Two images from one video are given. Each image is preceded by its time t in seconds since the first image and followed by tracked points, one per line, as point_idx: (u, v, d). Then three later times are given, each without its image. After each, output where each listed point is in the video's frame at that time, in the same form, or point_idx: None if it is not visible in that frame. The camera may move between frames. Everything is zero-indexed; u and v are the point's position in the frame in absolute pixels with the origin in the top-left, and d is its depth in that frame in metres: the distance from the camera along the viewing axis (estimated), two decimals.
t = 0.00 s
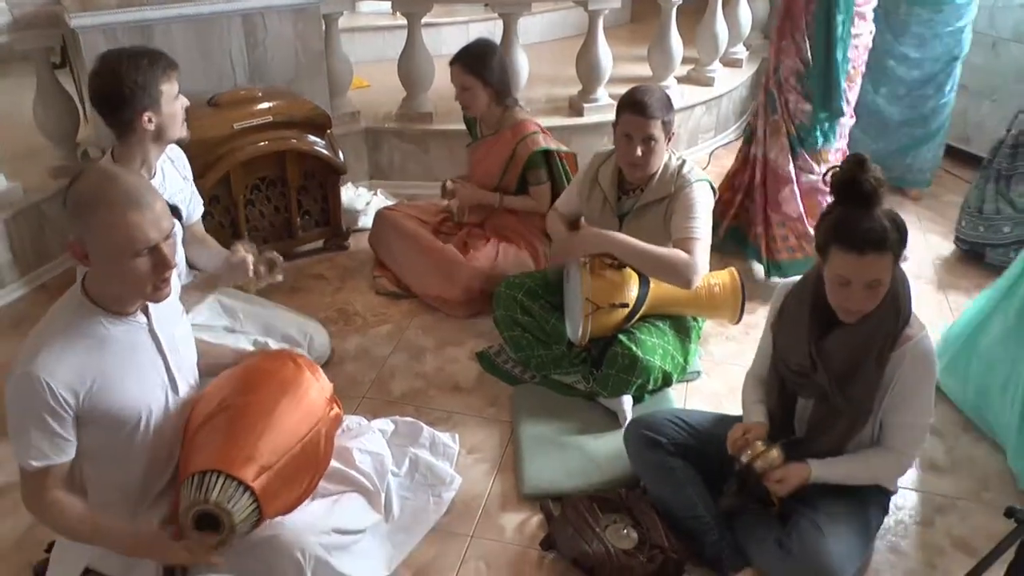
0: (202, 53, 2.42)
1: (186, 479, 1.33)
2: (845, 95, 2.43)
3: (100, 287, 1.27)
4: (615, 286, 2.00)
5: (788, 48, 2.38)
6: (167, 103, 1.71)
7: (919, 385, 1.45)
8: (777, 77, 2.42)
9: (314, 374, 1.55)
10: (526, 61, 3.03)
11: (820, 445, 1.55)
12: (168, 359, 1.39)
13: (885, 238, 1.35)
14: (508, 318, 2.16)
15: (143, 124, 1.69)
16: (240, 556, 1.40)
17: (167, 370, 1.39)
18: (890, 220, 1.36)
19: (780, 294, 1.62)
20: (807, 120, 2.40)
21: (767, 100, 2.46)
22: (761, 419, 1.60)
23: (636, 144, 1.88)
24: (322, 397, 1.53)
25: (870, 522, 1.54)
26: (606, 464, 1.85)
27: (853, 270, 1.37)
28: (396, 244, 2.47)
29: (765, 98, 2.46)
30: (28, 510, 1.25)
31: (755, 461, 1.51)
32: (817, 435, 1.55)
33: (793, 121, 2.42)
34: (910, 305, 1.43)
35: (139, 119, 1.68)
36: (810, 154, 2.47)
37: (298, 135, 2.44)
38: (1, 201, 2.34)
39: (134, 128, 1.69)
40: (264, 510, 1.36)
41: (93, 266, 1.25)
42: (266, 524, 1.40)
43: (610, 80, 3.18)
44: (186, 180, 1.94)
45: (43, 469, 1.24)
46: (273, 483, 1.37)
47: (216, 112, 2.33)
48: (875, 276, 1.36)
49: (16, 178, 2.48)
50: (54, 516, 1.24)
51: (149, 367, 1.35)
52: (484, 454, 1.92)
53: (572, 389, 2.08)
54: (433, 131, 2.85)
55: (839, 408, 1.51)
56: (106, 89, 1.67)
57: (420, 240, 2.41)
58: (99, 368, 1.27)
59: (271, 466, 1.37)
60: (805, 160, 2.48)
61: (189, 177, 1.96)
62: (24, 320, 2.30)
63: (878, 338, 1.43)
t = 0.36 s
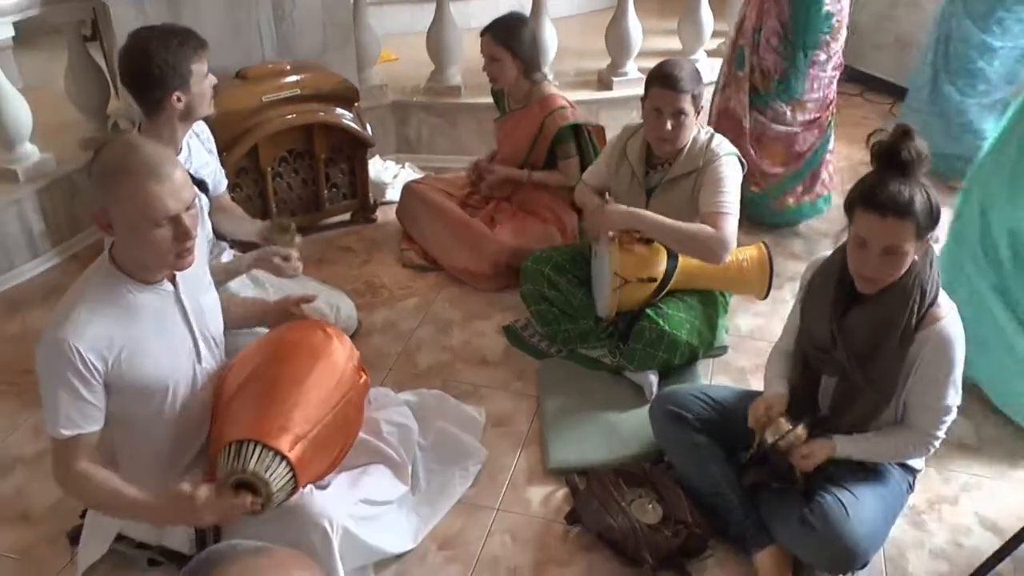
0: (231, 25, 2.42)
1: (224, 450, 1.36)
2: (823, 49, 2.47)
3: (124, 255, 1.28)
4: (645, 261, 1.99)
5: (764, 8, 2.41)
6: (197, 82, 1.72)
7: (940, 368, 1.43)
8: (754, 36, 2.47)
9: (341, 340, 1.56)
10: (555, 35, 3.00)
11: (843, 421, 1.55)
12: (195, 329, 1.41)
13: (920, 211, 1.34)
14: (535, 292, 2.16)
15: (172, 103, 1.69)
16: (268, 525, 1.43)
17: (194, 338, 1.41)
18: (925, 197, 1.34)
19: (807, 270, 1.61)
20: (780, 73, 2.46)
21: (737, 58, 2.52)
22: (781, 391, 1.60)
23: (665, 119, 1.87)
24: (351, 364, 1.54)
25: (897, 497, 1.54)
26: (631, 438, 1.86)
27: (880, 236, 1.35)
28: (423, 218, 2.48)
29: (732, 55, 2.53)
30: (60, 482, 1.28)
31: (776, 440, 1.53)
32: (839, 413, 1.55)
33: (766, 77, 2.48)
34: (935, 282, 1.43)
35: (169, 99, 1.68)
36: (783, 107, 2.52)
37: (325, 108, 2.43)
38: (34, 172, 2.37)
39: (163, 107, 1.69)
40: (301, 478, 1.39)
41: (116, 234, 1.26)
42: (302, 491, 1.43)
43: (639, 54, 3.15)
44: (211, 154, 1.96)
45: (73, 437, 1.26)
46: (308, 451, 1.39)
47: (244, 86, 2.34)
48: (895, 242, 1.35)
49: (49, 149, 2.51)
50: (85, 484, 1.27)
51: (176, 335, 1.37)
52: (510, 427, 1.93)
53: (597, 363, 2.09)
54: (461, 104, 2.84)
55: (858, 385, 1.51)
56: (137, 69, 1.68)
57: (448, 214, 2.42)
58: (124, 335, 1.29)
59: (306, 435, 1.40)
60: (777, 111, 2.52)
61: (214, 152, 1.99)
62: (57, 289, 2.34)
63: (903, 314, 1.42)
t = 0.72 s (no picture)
0: (241, 29, 2.44)
1: (230, 453, 1.37)
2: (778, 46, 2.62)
3: (128, 257, 1.30)
4: (652, 265, 2.01)
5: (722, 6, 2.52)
6: (197, 94, 1.72)
7: (947, 371, 1.44)
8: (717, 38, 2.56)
9: (351, 346, 1.57)
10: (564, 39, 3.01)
11: (851, 430, 1.53)
12: (198, 333, 1.42)
13: (926, 207, 1.37)
14: (542, 296, 2.17)
15: (173, 116, 1.71)
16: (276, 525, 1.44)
17: (197, 341, 1.42)
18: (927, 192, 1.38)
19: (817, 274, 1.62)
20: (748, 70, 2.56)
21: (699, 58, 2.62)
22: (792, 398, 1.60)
23: (674, 125, 1.87)
24: (360, 369, 1.55)
25: (904, 508, 1.54)
26: (638, 442, 1.86)
27: (886, 226, 1.38)
28: (431, 221, 2.48)
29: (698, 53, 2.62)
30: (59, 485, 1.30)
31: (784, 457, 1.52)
32: (848, 423, 1.53)
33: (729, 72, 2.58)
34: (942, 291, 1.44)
35: (169, 111, 1.70)
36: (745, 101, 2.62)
37: (334, 112, 2.45)
38: (45, 175, 2.39)
39: (166, 120, 1.72)
40: (307, 484, 1.40)
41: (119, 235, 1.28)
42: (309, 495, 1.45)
43: (647, 58, 3.16)
44: (220, 159, 1.98)
45: (71, 439, 1.27)
46: (316, 457, 1.40)
47: (254, 89, 2.35)
48: (890, 234, 1.38)
49: (60, 152, 2.53)
50: (82, 481, 1.28)
51: (178, 338, 1.38)
52: (517, 431, 1.94)
53: (604, 367, 2.09)
54: (469, 108, 2.85)
55: (868, 392, 1.50)
56: (140, 75, 1.69)
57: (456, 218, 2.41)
58: (124, 338, 1.30)
59: (314, 440, 1.41)
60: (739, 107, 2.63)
61: (224, 159, 2.00)
62: (67, 291, 2.35)
63: (909, 322, 1.43)
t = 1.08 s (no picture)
0: (234, 41, 2.45)
1: (226, 455, 1.37)
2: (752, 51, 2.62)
3: (126, 265, 1.30)
4: (644, 273, 2.01)
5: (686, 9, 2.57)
6: (180, 104, 1.72)
7: (943, 375, 1.46)
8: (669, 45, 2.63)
9: (344, 354, 1.57)
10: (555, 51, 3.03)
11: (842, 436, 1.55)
12: (197, 341, 1.42)
13: (916, 211, 1.39)
14: (534, 306, 2.17)
15: (157, 126, 1.72)
16: (271, 532, 1.44)
17: (195, 350, 1.42)
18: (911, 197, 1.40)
19: (808, 284, 1.63)
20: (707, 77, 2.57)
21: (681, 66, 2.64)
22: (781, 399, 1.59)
23: (666, 134, 1.89)
24: (354, 373, 1.56)
25: (896, 516, 1.55)
26: (631, 451, 1.87)
27: (869, 225, 1.41)
28: (424, 231, 2.49)
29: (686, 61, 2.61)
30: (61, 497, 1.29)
31: (783, 440, 1.50)
32: (844, 425, 1.54)
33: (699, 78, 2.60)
34: (937, 300, 1.44)
35: (153, 122, 1.71)
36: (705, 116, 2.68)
37: (328, 123, 2.47)
38: (37, 186, 2.39)
39: (150, 131, 1.73)
40: (303, 485, 1.41)
41: (117, 244, 1.28)
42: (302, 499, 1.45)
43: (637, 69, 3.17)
44: (209, 167, 1.97)
45: (75, 451, 1.27)
46: (311, 459, 1.41)
47: (247, 100, 2.35)
48: (872, 233, 1.41)
49: (51, 163, 2.53)
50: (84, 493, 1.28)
51: (178, 347, 1.38)
52: (510, 440, 1.94)
53: (595, 376, 2.09)
54: (461, 119, 2.86)
55: (860, 399, 1.51)
56: (127, 83, 1.70)
57: (449, 228, 2.42)
58: (128, 348, 1.30)
59: (309, 442, 1.41)
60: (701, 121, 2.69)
61: (213, 164, 1.99)
62: (58, 303, 2.35)
63: (903, 328, 1.44)
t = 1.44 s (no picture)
0: (231, 46, 2.45)
1: (222, 462, 1.38)
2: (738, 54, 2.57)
3: (127, 269, 1.30)
4: (639, 277, 2.01)
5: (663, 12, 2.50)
6: (169, 111, 1.72)
7: (932, 380, 1.45)
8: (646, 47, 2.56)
9: (339, 356, 1.58)
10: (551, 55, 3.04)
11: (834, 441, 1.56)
12: (194, 345, 1.42)
13: (910, 213, 1.40)
14: (530, 310, 2.17)
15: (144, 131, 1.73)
16: (270, 538, 1.44)
17: (191, 355, 1.42)
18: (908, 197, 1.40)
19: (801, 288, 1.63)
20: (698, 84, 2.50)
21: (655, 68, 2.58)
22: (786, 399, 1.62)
23: (662, 139, 1.89)
24: (349, 377, 1.56)
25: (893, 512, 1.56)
26: (628, 453, 1.87)
27: (863, 223, 1.42)
28: (420, 235, 2.49)
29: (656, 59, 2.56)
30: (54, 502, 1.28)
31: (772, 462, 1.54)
32: (838, 424, 1.56)
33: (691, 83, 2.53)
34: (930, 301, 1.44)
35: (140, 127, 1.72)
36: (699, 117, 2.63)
37: (325, 127, 2.47)
38: (34, 191, 2.39)
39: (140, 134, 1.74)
40: (299, 490, 1.41)
41: (119, 247, 1.29)
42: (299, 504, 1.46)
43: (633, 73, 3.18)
44: (210, 172, 1.98)
45: (67, 452, 1.27)
46: (306, 464, 1.41)
47: (244, 105, 2.36)
48: (864, 232, 1.42)
49: (49, 168, 2.53)
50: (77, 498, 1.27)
51: (175, 352, 1.38)
52: (507, 443, 1.94)
53: (592, 378, 2.10)
54: (457, 123, 2.87)
55: (849, 398, 1.52)
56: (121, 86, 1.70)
57: (446, 231, 2.43)
58: (126, 352, 1.31)
59: (304, 448, 1.41)
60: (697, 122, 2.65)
61: (213, 169, 2.01)
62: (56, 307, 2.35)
63: (892, 328, 1.45)
